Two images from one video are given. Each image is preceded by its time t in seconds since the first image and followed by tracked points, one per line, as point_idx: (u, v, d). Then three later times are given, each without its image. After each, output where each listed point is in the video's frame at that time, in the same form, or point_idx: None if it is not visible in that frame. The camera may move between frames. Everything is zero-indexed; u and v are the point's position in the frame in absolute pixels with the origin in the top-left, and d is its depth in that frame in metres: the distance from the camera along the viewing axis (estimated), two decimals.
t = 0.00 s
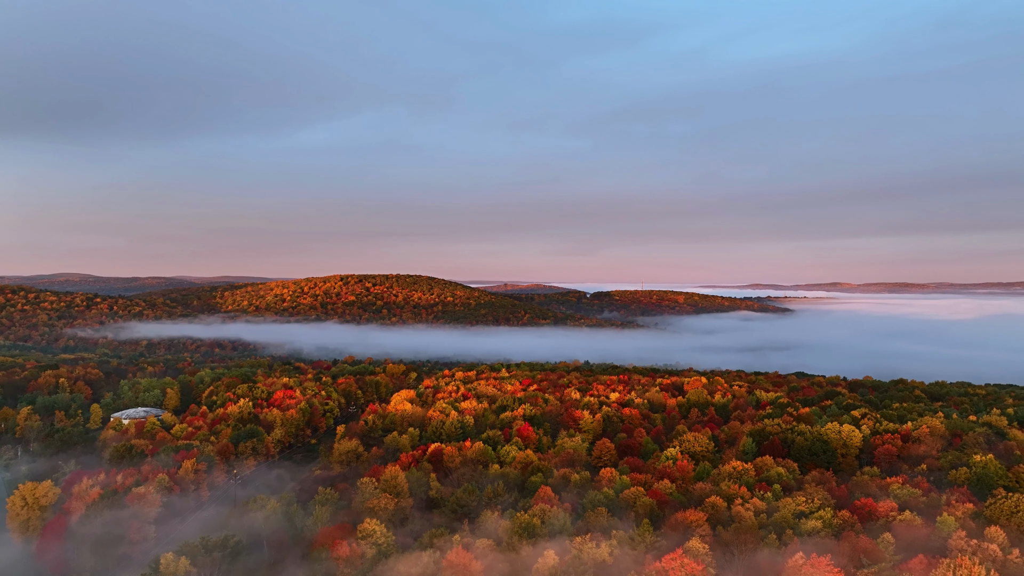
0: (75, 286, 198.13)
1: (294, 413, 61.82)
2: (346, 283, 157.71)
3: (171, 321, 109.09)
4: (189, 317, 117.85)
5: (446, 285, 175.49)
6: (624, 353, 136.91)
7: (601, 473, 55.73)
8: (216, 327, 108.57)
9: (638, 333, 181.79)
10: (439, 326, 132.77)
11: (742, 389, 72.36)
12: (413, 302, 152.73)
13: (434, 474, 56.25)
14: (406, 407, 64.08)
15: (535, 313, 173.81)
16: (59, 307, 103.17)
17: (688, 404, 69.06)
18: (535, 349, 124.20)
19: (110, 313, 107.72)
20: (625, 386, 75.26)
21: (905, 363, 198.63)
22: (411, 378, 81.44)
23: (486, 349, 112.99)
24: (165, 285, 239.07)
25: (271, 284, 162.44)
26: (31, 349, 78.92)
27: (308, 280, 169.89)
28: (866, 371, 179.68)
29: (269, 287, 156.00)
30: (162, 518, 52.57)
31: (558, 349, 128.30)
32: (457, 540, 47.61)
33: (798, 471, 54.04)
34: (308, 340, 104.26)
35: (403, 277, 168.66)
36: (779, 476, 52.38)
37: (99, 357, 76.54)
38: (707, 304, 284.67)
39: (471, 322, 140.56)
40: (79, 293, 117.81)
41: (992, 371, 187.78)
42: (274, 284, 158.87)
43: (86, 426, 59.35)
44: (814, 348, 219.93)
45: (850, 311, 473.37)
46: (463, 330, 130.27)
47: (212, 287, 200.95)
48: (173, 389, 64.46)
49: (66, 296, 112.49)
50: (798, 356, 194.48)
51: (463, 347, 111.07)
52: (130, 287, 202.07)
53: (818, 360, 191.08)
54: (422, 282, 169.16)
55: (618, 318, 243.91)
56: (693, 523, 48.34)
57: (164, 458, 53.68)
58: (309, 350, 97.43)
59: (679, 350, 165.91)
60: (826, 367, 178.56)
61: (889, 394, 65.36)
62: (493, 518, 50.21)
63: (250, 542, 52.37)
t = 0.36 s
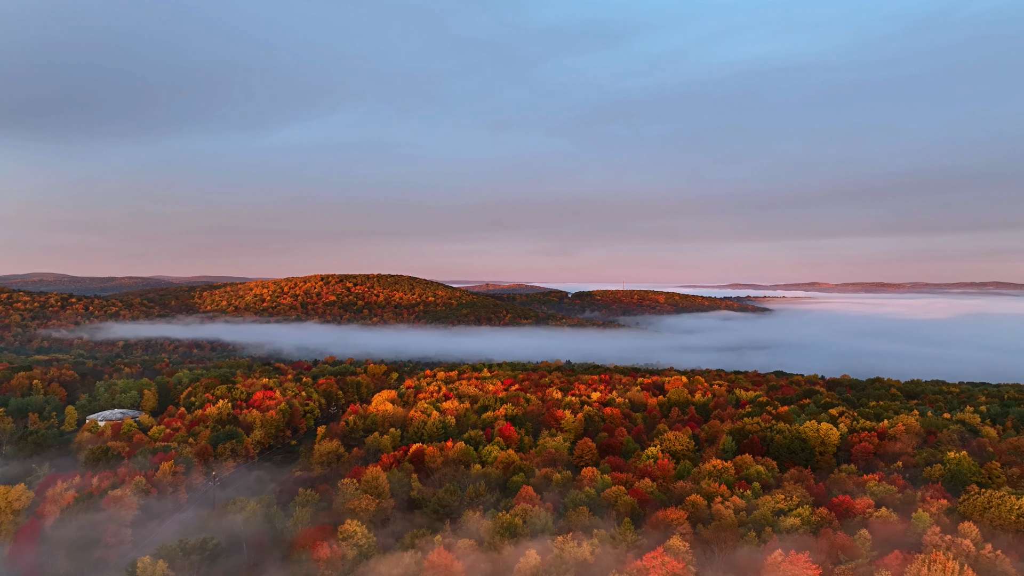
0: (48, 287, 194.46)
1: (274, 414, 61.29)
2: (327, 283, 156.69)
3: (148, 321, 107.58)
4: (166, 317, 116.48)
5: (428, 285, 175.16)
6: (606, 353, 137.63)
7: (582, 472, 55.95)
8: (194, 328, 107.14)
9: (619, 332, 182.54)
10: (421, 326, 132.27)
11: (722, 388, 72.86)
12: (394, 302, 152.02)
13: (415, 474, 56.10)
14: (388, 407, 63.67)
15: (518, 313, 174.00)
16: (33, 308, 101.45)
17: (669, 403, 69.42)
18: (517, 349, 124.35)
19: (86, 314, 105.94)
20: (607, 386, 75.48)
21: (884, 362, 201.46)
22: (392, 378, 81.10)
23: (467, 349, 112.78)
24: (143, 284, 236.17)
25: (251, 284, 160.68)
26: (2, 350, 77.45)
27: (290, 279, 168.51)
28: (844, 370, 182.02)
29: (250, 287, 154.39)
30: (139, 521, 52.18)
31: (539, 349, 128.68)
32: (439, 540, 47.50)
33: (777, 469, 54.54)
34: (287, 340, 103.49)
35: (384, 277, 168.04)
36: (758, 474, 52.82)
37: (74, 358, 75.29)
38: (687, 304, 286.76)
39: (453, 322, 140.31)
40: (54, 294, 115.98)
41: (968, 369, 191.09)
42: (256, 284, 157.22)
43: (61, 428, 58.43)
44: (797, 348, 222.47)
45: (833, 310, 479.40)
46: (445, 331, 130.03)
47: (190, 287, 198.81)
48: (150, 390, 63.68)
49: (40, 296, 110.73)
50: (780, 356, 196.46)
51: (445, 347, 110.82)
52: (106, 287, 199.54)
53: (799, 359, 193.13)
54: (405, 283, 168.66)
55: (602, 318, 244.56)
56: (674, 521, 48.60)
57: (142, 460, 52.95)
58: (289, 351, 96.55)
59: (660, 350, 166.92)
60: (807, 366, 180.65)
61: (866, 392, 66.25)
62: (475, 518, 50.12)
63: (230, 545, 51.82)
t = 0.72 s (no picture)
0: (20, 286, 190.75)
1: (253, 415, 60.74)
2: (307, 283, 155.60)
3: (125, 322, 106.00)
4: (143, 317, 115.07)
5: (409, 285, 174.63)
6: (587, 353, 138.32)
7: (564, 471, 56.13)
8: (172, 329, 105.81)
9: (601, 332, 183.38)
10: (401, 326, 131.66)
11: (702, 387, 73.34)
12: (375, 302, 151.28)
13: (396, 475, 55.89)
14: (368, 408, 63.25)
15: (499, 313, 174.19)
16: (4, 310, 99.61)
17: (649, 402, 69.80)
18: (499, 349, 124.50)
19: (61, 315, 104.30)
20: (588, 386, 75.71)
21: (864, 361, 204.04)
22: (373, 378, 80.77)
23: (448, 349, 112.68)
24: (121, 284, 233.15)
25: (230, 284, 159.01)
26: None
27: (271, 279, 167.00)
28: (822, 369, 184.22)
29: (230, 287, 152.82)
30: (114, 524, 51.05)
31: (520, 349, 129.03)
32: (420, 541, 47.35)
33: (756, 467, 55.01)
34: (267, 340, 102.74)
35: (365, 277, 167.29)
36: (737, 472, 53.24)
37: (48, 359, 73.98)
38: (668, 304, 289.13)
39: (434, 322, 139.97)
40: (26, 294, 113.92)
41: (945, 368, 193.88)
42: (236, 284, 155.60)
43: (34, 431, 57.42)
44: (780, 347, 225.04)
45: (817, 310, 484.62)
46: (426, 331, 129.73)
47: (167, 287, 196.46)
48: (126, 392, 62.80)
49: (12, 296, 108.89)
50: (762, 356, 198.25)
51: (426, 347, 110.59)
52: (80, 287, 196.91)
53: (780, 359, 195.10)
54: (385, 283, 168.05)
55: (583, 318, 245.11)
56: (654, 520, 48.80)
57: (118, 462, 52.13)
58: (268, 352, 95.65)
59: (642, 350, 167.72)
60: (787, 365, 182.92)
61: (842, 390, 67.13)
62: (456, 518, 50.00)
63: (208, 548, 51.15)
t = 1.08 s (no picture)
0: None
1: (232, 416, 60.13)
2: (286, 283, 154.41)
3: (99, 322, 104.22)
4: (118, 318, 113.20)
5: (390, 285, 174.07)
6: (568, 352, 139.03)
7: (545, 471, 56.20)
8: (148, 330, 104.65)
9: (581, 332, 184.24)
10: (383, 326, 131.08)
11: (682, 386, 73.86)
12: (355, 302, 150.52)
13: (377, 476, 55.62)
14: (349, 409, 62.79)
15: (480, 313, 174.05)
16: None
17: (630, 401, 70.16)
18: (480, 349, 124.66)
19: (34, 316, 102.55)
20: (569, 385, 75.90)
21: (843, 360, 206.63)
22: (354, 378, 80.42)
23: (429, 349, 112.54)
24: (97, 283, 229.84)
25: (209, 284, 157.13)
26: None
27: (251, 279, 165.37)
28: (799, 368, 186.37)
29: (211, 287, 151.00)
30: (89, 527, 49.85)
31: (501, 349, 129.30)
32: (401, 542, 47.13)
33: (735, 465, 55.50)
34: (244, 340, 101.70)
35: (345, 277, 166.39)
36: (717, 470, 53.64)
37: (19, 361, 72.63)
38: (646, 304, 290.72)
39: (415, 322, 139.56)
40: None
41: (922, 367, 196.86)
42: (216, 284, 153.80)
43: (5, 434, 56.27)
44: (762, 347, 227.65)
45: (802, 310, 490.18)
46: (406, 331, 129.42)
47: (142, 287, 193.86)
48: (102, 394, 61.89)
49: None
50: (744, 355, 200.12)
51: (406, 347, 110.46)
52: (53, 287, 194.19)
53: (760, 357, 197.24)
54: (366, 283, 167.35)
55: (564, 318, 245.21)
56: (635, 518, 49.08)
57: (92, 465, 51.14)
58: (247, 352, 94.74)
59: (623, 350, 168.55)
60: (768, 364, 185.21)
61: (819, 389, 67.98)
62: (437, 518, 49.88)
63: (185, 550, 50.41)
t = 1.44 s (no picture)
0: None
1: (209, 417, 59.51)
2: (263, 283, 153.06)
3: (71, 323, 102.41)
4: (93, 319, 111.24)
5: (369, 285, 173.49)
6: (549, 352, 139.67)
7: (525, 470, 56.26)
8: (123, 330, 103.39)
9: (562, 332, 185.18)
10: (363, 326, 130.51)
11: (661, 385, 74.35)
12: (335, 302, 149.68)
13: (356, 477, 55.31)
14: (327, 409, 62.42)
15: (461, 313, 174.10)
16: None
17: (610, 400, 70.50)
18: (460, 349, 124.76)
19: (5, 317, 100.68)
20: (549, 385, 76.08)
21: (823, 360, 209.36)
22: (333, 379, 80.00)
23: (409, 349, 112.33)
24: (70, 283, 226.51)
25: (186, 284, 155.13)
26: None
27: (230, 279, 163.62)
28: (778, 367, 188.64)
29: (188, 287, 149.12)
30: (62, 531, 48.84)
31: (481, 349, 129.46)
32: (381, 543, 46.88)
33: (713, 464, 55.96)
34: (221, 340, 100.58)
35: (324, 277, 165.37)
36: (695, 469, 54.05)
37: None
38: (628, 304, 293.31)
39: (395, 322, 139.16)
40: None
41: (898, 366, 199.84)
42: (194, 284, 151.85)
43: None
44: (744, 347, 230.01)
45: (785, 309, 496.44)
46: (386, 331, 129.03)
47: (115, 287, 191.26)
48: (75, 395, 60.90)
49: None
50: (726, 354, 202.04)
51: (386, 347, 110.25)
52: (24, 287, 191.32)
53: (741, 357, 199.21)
54: (345, 283, 166.54)
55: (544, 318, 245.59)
56: (614, 517, 49.25)
57: (64, 468, 49.98)
58: (224, 353, 93.83)
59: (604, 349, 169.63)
60: (747, 363, 187.41)
61: (796, 387, 68.84)
62: (417, 519, 49.71)
63: (160, 554, 49.60)
